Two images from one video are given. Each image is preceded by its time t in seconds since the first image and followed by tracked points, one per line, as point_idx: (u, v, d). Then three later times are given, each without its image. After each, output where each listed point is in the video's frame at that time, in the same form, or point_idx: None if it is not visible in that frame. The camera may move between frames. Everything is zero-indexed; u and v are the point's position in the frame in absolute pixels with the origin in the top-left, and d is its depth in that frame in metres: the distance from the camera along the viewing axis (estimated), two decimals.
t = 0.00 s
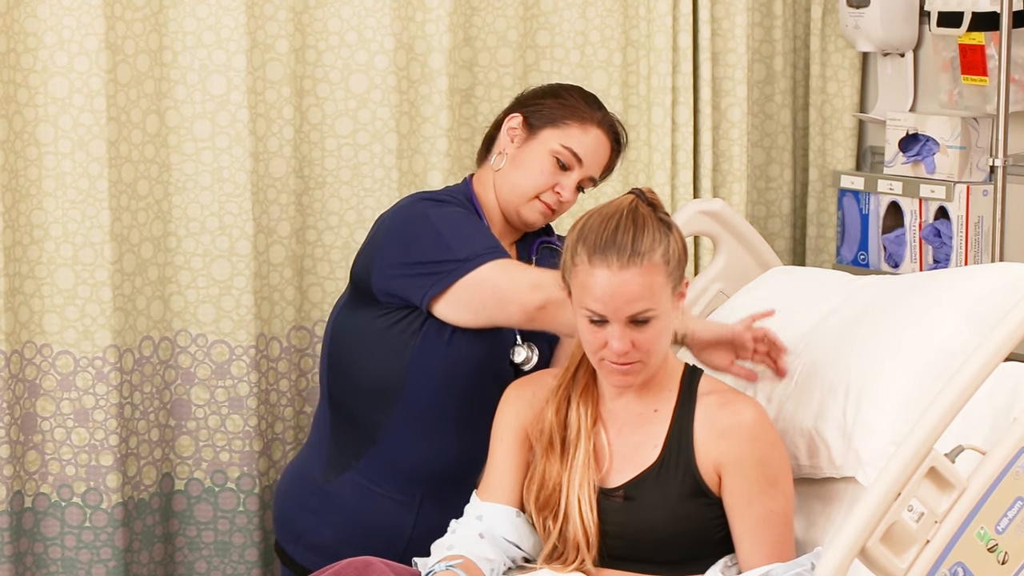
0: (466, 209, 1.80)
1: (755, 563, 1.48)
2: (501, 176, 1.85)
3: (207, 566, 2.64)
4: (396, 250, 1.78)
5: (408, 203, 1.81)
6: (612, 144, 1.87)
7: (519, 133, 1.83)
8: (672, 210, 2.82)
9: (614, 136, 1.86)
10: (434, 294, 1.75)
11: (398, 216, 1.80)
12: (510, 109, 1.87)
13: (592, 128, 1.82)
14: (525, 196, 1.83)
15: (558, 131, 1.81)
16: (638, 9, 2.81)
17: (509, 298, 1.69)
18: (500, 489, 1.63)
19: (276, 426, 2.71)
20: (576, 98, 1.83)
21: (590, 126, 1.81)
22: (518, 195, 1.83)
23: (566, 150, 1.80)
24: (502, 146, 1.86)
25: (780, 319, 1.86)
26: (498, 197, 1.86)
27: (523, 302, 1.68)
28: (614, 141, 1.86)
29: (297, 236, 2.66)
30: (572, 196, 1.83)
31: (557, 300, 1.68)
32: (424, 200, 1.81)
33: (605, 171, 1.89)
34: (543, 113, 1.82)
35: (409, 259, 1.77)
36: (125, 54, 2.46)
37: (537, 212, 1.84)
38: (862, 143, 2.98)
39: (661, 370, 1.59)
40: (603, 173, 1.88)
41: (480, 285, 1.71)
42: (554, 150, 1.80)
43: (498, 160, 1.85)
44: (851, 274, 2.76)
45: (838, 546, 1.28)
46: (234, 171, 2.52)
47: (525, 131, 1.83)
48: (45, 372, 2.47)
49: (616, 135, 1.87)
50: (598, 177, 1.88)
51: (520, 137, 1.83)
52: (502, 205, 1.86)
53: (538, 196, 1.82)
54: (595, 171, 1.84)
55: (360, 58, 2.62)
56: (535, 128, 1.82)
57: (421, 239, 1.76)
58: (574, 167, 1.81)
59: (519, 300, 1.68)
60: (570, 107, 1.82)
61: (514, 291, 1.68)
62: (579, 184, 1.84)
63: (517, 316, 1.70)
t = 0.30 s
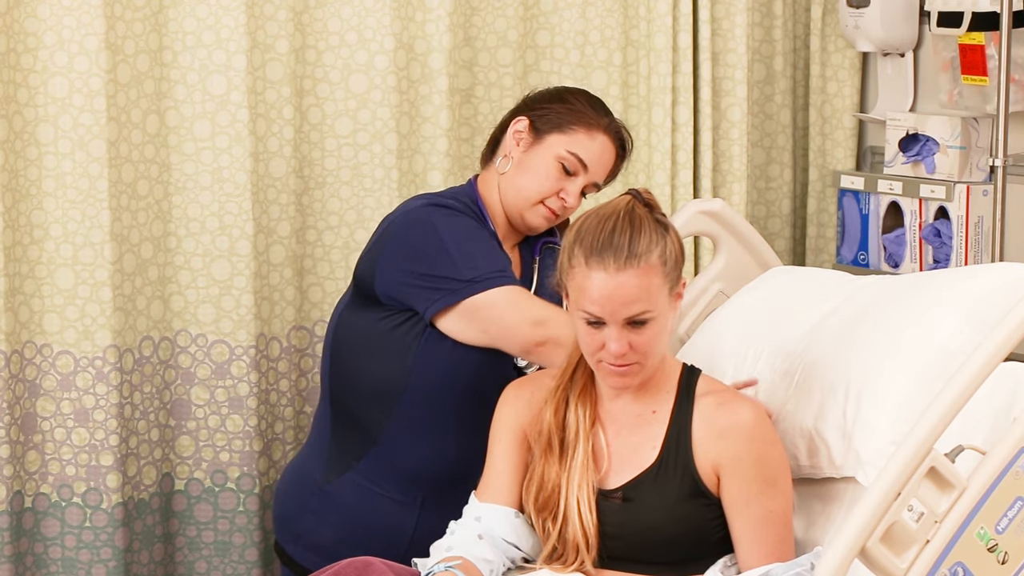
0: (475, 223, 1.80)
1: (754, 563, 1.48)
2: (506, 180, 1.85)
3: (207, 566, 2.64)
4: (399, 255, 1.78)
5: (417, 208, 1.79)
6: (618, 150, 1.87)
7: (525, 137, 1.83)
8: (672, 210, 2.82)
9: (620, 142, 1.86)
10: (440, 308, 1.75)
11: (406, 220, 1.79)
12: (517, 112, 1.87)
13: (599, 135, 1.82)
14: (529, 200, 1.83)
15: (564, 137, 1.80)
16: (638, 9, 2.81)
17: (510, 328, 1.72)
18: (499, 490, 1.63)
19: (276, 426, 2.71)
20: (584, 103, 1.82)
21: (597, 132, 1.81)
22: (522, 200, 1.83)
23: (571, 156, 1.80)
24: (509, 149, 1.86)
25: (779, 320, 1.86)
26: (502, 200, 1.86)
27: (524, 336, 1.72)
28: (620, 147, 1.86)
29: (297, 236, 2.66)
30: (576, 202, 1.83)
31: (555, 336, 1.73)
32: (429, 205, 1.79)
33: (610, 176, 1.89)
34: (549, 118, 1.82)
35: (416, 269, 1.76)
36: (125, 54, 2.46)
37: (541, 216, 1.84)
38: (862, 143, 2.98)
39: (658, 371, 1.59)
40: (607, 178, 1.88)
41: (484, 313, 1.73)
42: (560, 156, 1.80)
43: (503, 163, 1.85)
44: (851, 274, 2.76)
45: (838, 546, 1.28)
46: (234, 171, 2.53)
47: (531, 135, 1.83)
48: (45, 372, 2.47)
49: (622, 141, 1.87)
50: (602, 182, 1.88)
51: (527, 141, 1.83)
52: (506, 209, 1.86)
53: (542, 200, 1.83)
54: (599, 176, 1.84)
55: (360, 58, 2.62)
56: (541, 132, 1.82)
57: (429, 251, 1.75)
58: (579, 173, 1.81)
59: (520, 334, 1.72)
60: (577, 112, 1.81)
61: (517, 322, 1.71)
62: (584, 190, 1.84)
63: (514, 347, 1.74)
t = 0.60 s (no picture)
0: (480, 227, 1.80)
1: (754, 563, 1.48)
2: (507, 182, 1.85)
3: (207, 566, 2.64)
4: (405, 257, 1.77)
5: (422, 210, 1.79)
6: (618, 150, 1.86)
7: (526, 138, 1.83)
8: (672, 210, 2.82)
9: (620, 142, 1.85)
10: (445, 311, 1.74)
11: (411, 223, 1.78)
12: (518, 112, 1.86)
13: (600, 137, 1.81)
14: (530, 203, 1.83)
15: (565, 139, 1.80)
16: (638, 10, 2.81)
17: (516, 337, 1.70)
18: (499, 491, 1.63)
19: (276, 426, 2.72)
20: (584, 105, 1.82)
21: (597, 134, 1.81)
22: (523, 202, 1.83)
23: (572, 159, 1.80)
24: (509, 150, 1.86)
25: (779, 319, 1.86)
26: (503, 202, 1.86)
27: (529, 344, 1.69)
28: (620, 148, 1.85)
29: (297, 236, 2.66)
30: (577, 204, 1.83)
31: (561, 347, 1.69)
32: (434, 208, 1.80)
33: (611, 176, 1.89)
34: (550, 120, 1.81)
35: (421, 271, 1.76)
36: (125, 54, 2.46)
37: (542, 218, 1.85)
38: (862, 143, 2.98)
39: (657, 372, 1.59)
40: (608, 178, 1.88)
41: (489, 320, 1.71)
42: (561, 159, 1.80)
43: (504, 165, 1.85)
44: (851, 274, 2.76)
45: (838, 547, 1.28)
46: (234, 171, 2.53)
47: (532, 137, 1.83)
48: (45, 372, 2.47)
49: (622, 141, 1.86)
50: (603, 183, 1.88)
51: (527, 143, 1.83)
52: (507, 210, 1.86)
53: (543, 203, 1.83)
54: (600, 177, 1.84)
55: (360, 58, 2.62)
56: (542, 134, 1.82)
57: (434, 253, 1.75)
58: (580, 175, 1.81)
59: (525, 343, 1.69)
60: (577, 114, 1.81)
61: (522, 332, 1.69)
62: (585, 192, 1.84)
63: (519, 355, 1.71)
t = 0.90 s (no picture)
0: (455, 229, 1.80)
1: (754, 563, 1.48)
2: (495, 178, 1.84)
3: (207, 566, 2.64)
4: (379, 258, 1.79)
5: (399, 211, 1.80)
6: (605, 144, 1.86)
7: (513, 133, 1.82)
8: (672, 210, 2.82)
9: (607, 136, 1.85)
10: (414, 313, 1.75)
11: (388, 224, 1.80)
12: (503, 108, 1.86)
13: (586, 130, 1.81)
14: (518, 198, 1.82)
15: (551, 133, 1.80)
16: (638, 10, 2.81)
17: (478, 332, 1.71)
18: (500, 491, 1.63)
19: (276, 426, 2.72)
20: (569, 99, 1.82)
21: (584, 127, 1.81)
22: (511, 197, 1.83)
23: (559, 152, 1.80)
24: (495, 145, 1.85)
25: (779, 319, 1.86)
26: (492, 198, 1.86)
27: (489, 339, 1.70)
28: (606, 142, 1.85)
29: (297, 236, 2.66)
30: (565, 198, 1.83)
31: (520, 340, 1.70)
32: (409, 208, 1.80)
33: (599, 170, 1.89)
34: (536, 114, 1.81)
35: (393, 271, 1.77)
36: (125, 54, 2.46)
37: (531, 213, 1.84)
38: (862, 143, 2.98)
39: (657, 372, 1.59)
40: (596, 172, 1.88)
41: (452, 317, 1.72)
42: (548, 153, 1.80)
43: (491, 161, 1.85)
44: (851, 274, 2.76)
45: (838, 547, 1.28)
46: (234, 171, 2.52)
47: (518, 132, 1.82)
48: (45, 372, 2.47)
49: (609, 135, 1.86)
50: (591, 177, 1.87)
51: (514, 138, 1.83)
52: (496, 206, 1.86)
53: (531, 198, 1.82)
54: (588, 171, 1.84)
55: (360, 58, 2.62)
56: (528, 129, 1.81)
57: (405, 253, 1.76)
58: (567, 169, 1.81)
59: (486, 338, 1.70)
60: (563, 107, 1.81)
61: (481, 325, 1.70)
62: (572, 185, 1.83)
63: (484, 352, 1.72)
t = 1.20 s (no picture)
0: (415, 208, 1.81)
1: (755, 563, 1.48)
2: (465, 172, 1.84)
3: (207, 566, 2.64)
4: (344, 250, 1.81)
5: (361, 205, 1.83)
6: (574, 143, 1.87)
7: (484, 128, 1.82)
8: (672, 210, 2.81)
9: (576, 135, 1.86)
10: (377, 292, 1.75)
11: (351, 219, 1.82)
12: (474, 104, 1.86)
13: (557, 127, 1.82)
14: (489, 193, 1.82)
15: (523, 129, 1.80)
16: (638, 9, 2.81)
17: (428, 290, 1.69)
18: (501, 490, 1.63)
19: (276, 426, 2.71)
20: (541, 96, 1.82)
21: (556, 125, 1.82)
22: (481, 192, 1.82)
23: (530, 148, 1.80)
24: (465, 140, 1.85)
25: (779, 319, 1.86)
26: (462, 192, 1.85)
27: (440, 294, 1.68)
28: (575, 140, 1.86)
29: (297, 236, 2.66)
30: (535, 194, 1.83)
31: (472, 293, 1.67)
32: (375, 200, 1.82)
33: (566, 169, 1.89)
34: (507, 110, 1.81)
35: (357, 258, 1.78)
36: (125, 54, 2.46)
37: (501, 208, 1.84)
38: (862, 143, 2.98)
39: (661, 371, 1.59)
40: (564, 171, 1.88)
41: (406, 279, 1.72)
42: (519, 148, 1.80)
43: (462, 156, 1.84)
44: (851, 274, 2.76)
45: (838, 547, 1.28)
46: (234, 171, 2.52)
47: (489, 127, 1.82)
48: (45, 372, 2.47)
49: (578, 134, 1.87)
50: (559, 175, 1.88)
51: (484, 133, 1.82)
52: (465, 201, 1.85)
53: (501, 193, 1.82)
54: (557, 169, 1.84)
55: (360, 58, 2.62)
56: (499, 125, 1.81)
57: (365, 237, 1.78)
58: (538, 166, 1.81)
59: (436, 294, 1.68)
60: (535, 105, 1.81)
61: (431, 285, 1.69)
62: (542, 182, 1.84)
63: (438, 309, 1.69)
